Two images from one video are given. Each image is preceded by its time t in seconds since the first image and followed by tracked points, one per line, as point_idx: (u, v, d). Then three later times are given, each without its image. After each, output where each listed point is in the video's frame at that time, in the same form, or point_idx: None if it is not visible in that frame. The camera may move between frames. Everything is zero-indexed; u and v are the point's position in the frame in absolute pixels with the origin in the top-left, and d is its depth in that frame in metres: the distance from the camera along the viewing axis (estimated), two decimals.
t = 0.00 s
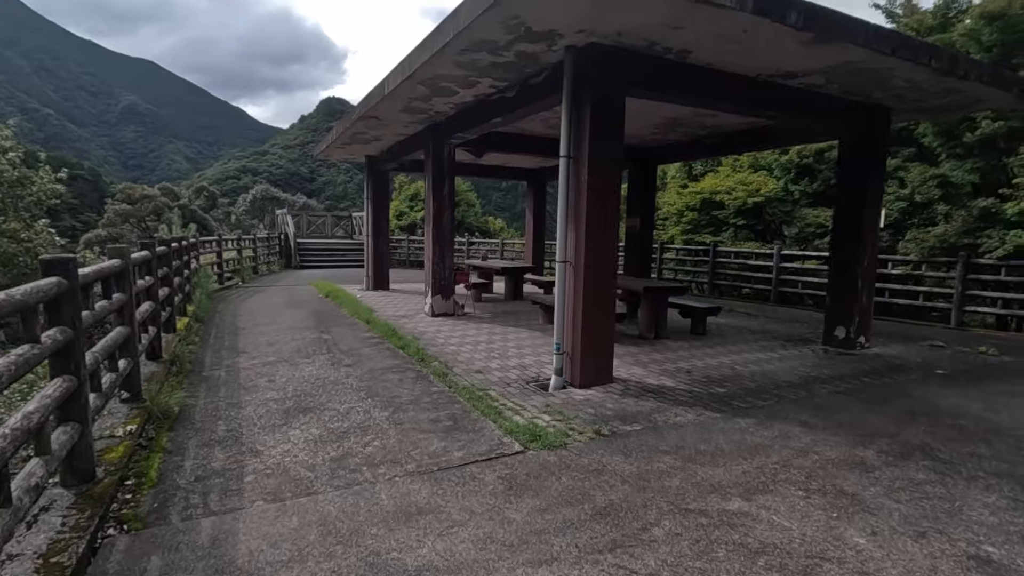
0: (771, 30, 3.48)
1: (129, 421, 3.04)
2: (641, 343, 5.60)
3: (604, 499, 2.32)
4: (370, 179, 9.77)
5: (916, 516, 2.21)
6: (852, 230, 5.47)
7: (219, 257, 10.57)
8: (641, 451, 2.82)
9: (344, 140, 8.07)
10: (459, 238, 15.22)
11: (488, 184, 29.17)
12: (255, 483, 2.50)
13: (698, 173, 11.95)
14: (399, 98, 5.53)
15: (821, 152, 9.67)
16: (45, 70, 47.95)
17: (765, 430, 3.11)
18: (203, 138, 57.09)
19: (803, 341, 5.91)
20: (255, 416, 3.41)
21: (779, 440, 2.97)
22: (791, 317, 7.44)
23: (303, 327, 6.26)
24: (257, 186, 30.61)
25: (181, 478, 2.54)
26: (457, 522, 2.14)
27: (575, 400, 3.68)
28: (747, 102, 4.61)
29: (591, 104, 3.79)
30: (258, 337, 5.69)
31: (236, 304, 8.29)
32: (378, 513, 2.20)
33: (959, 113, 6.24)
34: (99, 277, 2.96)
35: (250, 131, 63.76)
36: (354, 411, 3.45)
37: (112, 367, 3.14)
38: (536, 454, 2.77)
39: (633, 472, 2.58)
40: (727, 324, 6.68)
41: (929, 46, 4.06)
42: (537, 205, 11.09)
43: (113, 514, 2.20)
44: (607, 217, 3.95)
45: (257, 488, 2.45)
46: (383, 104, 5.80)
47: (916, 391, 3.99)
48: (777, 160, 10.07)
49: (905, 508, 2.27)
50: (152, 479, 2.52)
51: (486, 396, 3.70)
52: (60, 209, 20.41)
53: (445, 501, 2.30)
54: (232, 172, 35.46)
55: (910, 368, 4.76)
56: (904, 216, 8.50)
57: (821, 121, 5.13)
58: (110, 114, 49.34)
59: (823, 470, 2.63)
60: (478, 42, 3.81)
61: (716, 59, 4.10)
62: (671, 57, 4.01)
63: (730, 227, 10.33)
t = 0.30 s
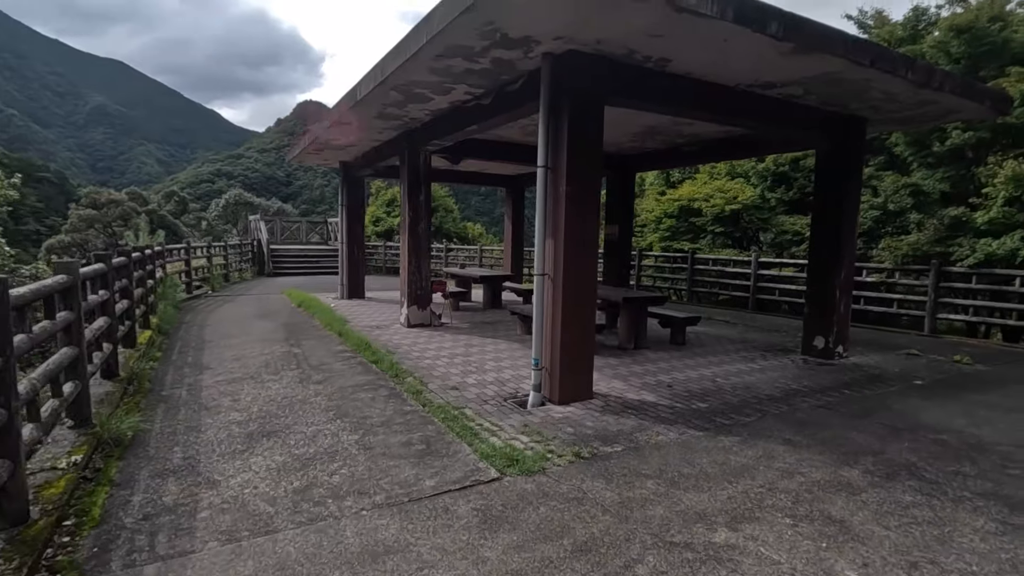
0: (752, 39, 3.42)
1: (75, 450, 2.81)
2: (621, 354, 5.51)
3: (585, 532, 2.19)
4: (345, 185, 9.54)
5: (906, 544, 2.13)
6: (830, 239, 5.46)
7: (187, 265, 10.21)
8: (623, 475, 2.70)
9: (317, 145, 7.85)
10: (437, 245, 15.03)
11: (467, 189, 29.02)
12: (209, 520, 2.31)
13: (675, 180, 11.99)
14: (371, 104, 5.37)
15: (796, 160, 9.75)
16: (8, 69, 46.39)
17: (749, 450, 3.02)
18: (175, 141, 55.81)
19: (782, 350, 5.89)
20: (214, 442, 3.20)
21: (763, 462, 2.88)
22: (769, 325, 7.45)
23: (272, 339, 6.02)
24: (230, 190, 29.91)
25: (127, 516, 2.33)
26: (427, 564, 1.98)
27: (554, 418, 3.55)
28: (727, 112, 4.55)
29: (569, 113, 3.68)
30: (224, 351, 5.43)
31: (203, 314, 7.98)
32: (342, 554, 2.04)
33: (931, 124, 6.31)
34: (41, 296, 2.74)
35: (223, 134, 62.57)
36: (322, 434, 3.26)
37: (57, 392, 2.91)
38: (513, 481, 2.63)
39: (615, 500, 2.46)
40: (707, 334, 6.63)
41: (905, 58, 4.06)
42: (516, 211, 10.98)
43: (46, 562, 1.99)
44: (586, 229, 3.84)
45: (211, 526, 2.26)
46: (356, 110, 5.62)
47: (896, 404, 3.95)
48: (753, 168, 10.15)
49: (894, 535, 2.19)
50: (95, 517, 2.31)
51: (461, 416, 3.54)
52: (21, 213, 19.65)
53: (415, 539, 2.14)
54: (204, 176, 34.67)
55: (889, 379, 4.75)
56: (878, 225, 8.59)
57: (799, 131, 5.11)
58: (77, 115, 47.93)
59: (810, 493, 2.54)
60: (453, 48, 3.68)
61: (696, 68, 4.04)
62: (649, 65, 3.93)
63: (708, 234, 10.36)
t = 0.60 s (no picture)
0: (726, 45, 3.38)
1: (14, 474, 2.63)
2: (599, 362, 5.43)
3: (556, 555, 2.09)
4: (320, 191, 9.36)
5: (887, 560, 2.07)
6: (806, 246, 5.47)
7: (156, 273, 9.90)
8: (598, 491, 2.61)
9: (290, 151, 7.68)
10: (416, 251, 14.86)
11: (448, 196, 28.90)
12: (155, 549, 2.14)
13: (654, 187, 12.04)
14: (343, 108, 5.24)
15: (772, 167, 9.85)
16: None
17: (727, 463, 2.95)
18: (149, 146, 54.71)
19: (761, 357, 5.87)
20: (170, 461, 3.03)
21: (742, 474, 2.81)
22: (747, 331, 7.46)
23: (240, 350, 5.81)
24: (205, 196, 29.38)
25: (66, 546, 2.16)
26: None
27: (529, 430, 3.45)
28: (703, 118, 4.53)
29: (543, 118, 3.61)
30: (189, 363, 5.22)
31: (170, 324, 7.71)
32: None
33: (902, 132, 6.39)
34: None
35: (199, 139, 61.53)
36: (285, 451, 3.11)
37: None
38: (484, 500, 2.52)
39: (589, 519, 2.36)
40: (686, 341, 6.60)
41: (878, 65, 4.08)
42: (495, 218, 10.90)
43: None
44: (562, 236, 3.76)
45: (156, 556, 2.10)
46: (328, 114, 5.49)
47: (873, 412, 3.93)
48: (731, 175, 10.23)
49: (875, 551, 2.13)
50: (30, 547, 2.14)
51: (433, 430, 3.41)
52: None
53: (377, 566, 2.01)
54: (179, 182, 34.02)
55: (865, 385, 4.74)
56: (852, 231, 8.55)
57: (774, 138, 5.12)
58: (46, 119, 46.73)
59: (789, 508, 2.47)
60: (424, 51, 3.59)
61: (672, 74, 4.00)
62: (625, 70, 3.88)
63: (686, 241, 10.40)
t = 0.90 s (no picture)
0: (710, 56, 3.40)
1: None
2: (585, 372, 5.40)
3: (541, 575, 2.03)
4: (304, 200, 9.26)
5: None
6: (789, 256, 5.50)
7: (135, 282, 9.70)
8: (584, 507, 2.56)
9: (273, 159, 7.58)
10: (402, 260, 14.76)
11: (434, 204, 28.83)
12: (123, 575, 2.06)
13: (640, 196, 12.09)
14: (327, 117, 5.18)
15: (756, 176, 9.95)
16: None
17: (714, 476, 2.93)
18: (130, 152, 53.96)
19: (746, 366, 5.88)
20: (142, 479, 2.93)
21: (729, 488, 2.78)
22: (732, 340, 7.49)
23: (220, 362, 5.69)
24: (188, 203, 29.01)
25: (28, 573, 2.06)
26: None
27: (515, 444, 3.40)
28: (688, 129, 4.54)
29: (528, 127, 3.58)
30: (166, 376, 5.09)
31: (148, 335, 7.54)
32: None
33: (882, 143, 6.48)
34: None
35: (183, 146, 60.84)
36: (263, 468, 3.02)
37: None
38: (468, 518, 2.46)
39: (575, 536, 2.31)
40: (672, 349, 6.60)
41: (859, 78, 4.13)
42: (481, 226, 10.86)
43: None
44: (547, 246, 3.72)
45: None
46: (311, 122, 5.43)
47: (859, 421, 3.94)
48: (715, 185, 10.32)
49: (862, 566, 2.11)
50: None
51: (416, 444, 3.34)
52: None
53: None
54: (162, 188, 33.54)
55: (850, 394, 4.76)
56: (835, 240, 8.65)
57: (757, 148, 5.15)
58: (25, 125, 45.90)
59: (777, 522, 2.44)
60: (407, 60, 3.55)
61: (656, 84, 4.01)
62: (609, 81, 3.88)
63: (671, 249, 10.44)
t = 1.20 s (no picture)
0: (705, 70, 3.42)
1: None
2: (583, 383, 5.38)
3: None
4: (301, 209, 9.26)
5: None
6: (786, 266, 5.51)
7: (131, 292, 9.66)
8: (582, 522, 2.55)
9: (270, 168, 7.59)
10: (399, 269, 14.76)
11: (431, 212, 28.87)
12: None
13: (636, 205, 12.13)
14: (325, 128, 5.20)
15: (751, 186, 9.99)
16: None
17: (712, 490, 2.91)
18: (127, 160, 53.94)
19: (743, 376, 5.87)
20: (136, 494, 2.90)
21: (727, 502, 2.77)
22: (729, 349, 7.49)
23: (215, 372, 5.65)
24: (185, 211, 29.00)
25: None
26: None
27: (512, 457, 3.38)
28: (684, 141, 4.56)
29: (525, 140, 3.59)
30: (161, 388, 5.06)
31: (143, 345, 7.49)
32: None
33: (877, 154, 6.53)
34: None
35: (180, 154, 60.86)
36: (258, 483, 2.99)
37: None
38: (464, 534, 2.44)
39: (572, 552, 2.30)
40: (669, 359, 6.59)
41: (853, 91, 4.16)
42: (478, 235, 10.88)
43: None
44: (544, 257, 3.72)
45: None
46: (308, 133, 5.44)
47: (856, 433, 3.94)
48: (711, 195, 10.36)
49: None
50: None
51: (413, 458, 3.32)
52: None
53: None
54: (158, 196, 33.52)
55: (847, 405, 4.76)
56: (830, 250, 8.57)
57: (753, 160, 5.18)
58: (22, 133, 45.89)
59: (775, 537, 2.43)
60: (405, 73, 3.57)
61: (652, 97, 4.03)
62: (606, 94, 3.91)
63: (668, 258, 10.45)
